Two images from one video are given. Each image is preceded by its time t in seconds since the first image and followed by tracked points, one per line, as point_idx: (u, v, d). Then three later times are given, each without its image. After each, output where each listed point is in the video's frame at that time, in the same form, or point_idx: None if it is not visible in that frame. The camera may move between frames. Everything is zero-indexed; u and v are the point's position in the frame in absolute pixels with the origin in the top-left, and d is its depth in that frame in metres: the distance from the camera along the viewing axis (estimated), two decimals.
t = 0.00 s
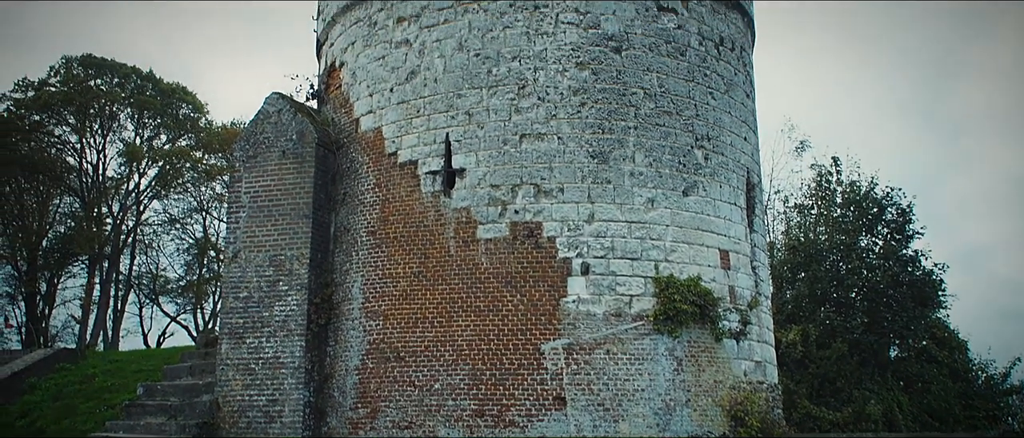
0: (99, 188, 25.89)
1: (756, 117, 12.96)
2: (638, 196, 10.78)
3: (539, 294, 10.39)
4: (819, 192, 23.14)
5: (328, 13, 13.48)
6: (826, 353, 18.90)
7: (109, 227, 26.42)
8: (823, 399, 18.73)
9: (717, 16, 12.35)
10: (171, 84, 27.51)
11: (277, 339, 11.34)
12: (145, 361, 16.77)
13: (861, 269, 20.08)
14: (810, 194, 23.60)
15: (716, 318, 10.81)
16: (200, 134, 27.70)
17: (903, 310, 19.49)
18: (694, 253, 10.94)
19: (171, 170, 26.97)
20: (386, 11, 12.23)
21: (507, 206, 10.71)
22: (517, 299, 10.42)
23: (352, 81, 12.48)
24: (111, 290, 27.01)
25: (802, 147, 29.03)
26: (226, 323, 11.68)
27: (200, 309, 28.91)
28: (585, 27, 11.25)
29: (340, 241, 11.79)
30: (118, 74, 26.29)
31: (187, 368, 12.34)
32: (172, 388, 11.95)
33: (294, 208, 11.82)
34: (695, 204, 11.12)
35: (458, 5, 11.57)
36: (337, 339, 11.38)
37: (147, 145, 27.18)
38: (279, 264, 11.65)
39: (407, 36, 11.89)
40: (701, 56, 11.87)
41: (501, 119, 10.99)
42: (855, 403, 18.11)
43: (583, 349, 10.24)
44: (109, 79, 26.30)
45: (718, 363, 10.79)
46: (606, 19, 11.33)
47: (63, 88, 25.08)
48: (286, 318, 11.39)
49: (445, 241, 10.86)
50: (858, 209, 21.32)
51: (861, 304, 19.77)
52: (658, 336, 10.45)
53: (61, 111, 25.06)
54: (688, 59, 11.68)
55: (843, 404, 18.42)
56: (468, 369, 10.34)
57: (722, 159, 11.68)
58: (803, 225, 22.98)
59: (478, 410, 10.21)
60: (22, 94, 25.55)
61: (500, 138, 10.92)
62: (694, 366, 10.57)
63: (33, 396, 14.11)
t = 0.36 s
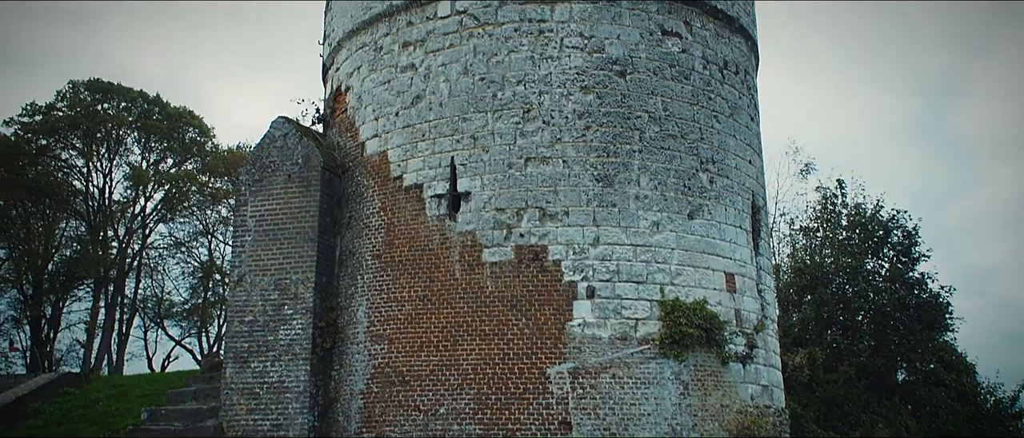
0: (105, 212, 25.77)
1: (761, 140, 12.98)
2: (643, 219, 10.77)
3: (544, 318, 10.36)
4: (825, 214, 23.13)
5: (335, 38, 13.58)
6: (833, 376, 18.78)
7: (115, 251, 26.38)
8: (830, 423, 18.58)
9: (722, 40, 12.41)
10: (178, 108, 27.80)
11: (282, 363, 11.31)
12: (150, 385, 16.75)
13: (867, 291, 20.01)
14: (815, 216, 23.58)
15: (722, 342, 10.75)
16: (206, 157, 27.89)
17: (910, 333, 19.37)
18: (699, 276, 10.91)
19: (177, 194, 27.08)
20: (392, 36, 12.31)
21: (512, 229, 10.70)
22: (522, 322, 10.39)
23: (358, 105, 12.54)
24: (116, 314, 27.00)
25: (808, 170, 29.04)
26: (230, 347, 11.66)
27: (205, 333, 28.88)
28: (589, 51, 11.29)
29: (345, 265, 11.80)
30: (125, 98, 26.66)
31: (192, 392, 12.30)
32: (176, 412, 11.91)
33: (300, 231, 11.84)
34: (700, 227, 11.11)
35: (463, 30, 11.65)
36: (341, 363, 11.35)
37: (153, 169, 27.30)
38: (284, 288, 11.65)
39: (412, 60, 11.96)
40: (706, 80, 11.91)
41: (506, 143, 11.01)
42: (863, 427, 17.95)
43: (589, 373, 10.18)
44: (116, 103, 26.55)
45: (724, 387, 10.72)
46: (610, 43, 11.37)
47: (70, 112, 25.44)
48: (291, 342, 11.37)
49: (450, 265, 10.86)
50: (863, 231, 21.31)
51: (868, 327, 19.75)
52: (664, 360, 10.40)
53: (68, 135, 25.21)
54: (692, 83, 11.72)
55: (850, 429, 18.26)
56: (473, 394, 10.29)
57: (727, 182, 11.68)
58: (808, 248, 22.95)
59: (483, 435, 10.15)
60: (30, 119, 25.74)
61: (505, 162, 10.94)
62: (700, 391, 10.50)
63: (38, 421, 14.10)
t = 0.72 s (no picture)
0: (110, 236, 25.81)
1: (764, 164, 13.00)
2: (646, 243, 10.76)
3: (548, 342, 10.32)
4: (829, 237, 23.10)
5: (339, 63, 13.66)
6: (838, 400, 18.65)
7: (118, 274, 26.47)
8: None
9: (724, 64, 12.46)
10: (183, 132, 28.03)
11: (284, 387, 11.27)
12: (152, 410, 16.69)
13: (872, 315, 19.94)
14: (819, 239, 23.56)
15: (727, 366, 10.70)
16: (210, 181, 28.07)
17: (916, 356, 19.25)
18: (703, 300, 10.88)
19: (181, 217, 27.19)
20: (396, 60, 12.39)
21: (515, 253, 10.69)
22: (526, 346, 10.35)
23: (362, 129, 12.60)
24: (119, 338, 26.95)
25: (811, 192, 29.03)
26: (233, 372, 11.62)
27: (208, 357, 28.82)
28: (592, 75, 11.33)
29: (349, 289, 11.79)
30: (130, 122, 26.82)
31: (194, 417, 12.26)
32: None
33: (303, 255, 11.84)
34: (704, 250, 11.10)
35: (466, 55, 11.71)
36: (345, 388, 11.31)
37: (157, 193, 27.39)
38: (287, 312, 11.63)
39: (416, 84, 12.01)
40: (708, 103, 11.95)
41: (510, 167, 11.03)
42: None
43: (593, 398, 10.13)
44: (121, 127, 26.70)
45: (729, 411, 10.65)
46: (613, 67, 11.42)
47: (75, 137, 25.61)
48: (294, 366, 11.33)
49: (454, 288, 10.84)
50: (867, 254, 21.27)
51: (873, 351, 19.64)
52: (669, 384, 10.34)
53: (72, 159, 25.30)
54: (695, 106, 11.75)
55: None
56: (477, 418, 10.23)
57: (731, 205, 11.68)
58: (812, 271, 22.90)
59: None
60: (35, 143, 25.84)
61: (509, 186, 10.96)
62: (705, 415, 10.42)
63: None
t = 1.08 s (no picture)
0: (112, 261, 25.87)
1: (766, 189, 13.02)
2: (649, 268, 10.74)
3: (551, 369, 10.27)
4: (831, 262, 23.10)
5: (342, 89, 13.75)
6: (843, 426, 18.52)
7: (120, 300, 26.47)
8: None
9: (726, 90, 12.52)
10: (185, 158, 28.21)
11: (285, 415, 11.21)
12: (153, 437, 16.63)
13: (875, 340, 19.87)
14: (822, 264, 23.55)
15: (731, 392, 10.63)
16: (212, 206, 28.10)
17: (921, 381, 19.12)
18: (707, 326, 10.84)
19: (184, 243, 27.25)
20: (399, 87, 12.45)
21: (518, 279, 10.67)
22: (529, 373, 10.30)
23: (365, 155, 12.65)
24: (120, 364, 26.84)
25: (814, 217, 29.02)
26: (234, 399, 11.59)
27: (209, 383, 28.70)
28: (594, 101, 11.37)
29: (351, 315, 11.77)
30: (133, 148, 27.02)
31: None
32: None
33: (306, 281, 11.84)
34: (707, 276, 11.08)
35: (469, 81, 11.76)
36: (346, 415, 11.25)
37: (160, 218, 27.46)
38: (289, 338, 11.60)
39: (418, 111, 12.07)
40: (710, 129, 11.99)
41: (512, 193, 11.04)
42: None
43: (596, 424, 10.06)
44: (124, 152, 26.94)
45: None
46: (615, 93, 11.46)
47: (79, 163, 25.77)
48: (295, 393, 11.28)
49: (456, 315, 10.82)
50: (870, 279, 21.24)
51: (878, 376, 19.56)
52: (672, 411, 10.28)
53: (76, 185, 25.35)
54: (696, 132, 11.79)
55: None
56: None
57: (733, 231, 11.69)
58: (815, 296, 22.86)
59: None
60: (39, 169, 25.90)
61: (511, 212, 10.96)
62: None
63: None
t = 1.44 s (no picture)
0: (113, 288, 26.09)
1: (768, 218, 13.03)
2: (651, 297, 10.71)
3: (552, 398, 10.20)
4: (834, 290, 23.10)
5: (345, 118, 13.83)
6: None
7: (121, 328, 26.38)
8: None
9: (726, 119, 12.57)
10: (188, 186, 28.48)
11: None
12: None
13: (879, 369, 19.79)
14: (824, 292, 23.55)
15: (734, 422, 10.55)
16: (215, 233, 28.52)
17: (926, 411, 18.98)
18: (709, 355, 10.79)
19: (185, 271, 27.32)
20: (401, 116, 12.51)
21: (519, 307, 10.63)
22: (530, 402, 10.24)
23: (367, 183, 12.69)
24: (120, 392, 26.60)
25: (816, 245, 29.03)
26: (234, 428, 11.51)
27: (209, 412, 28.51)
28: (596, 130, 11.40)
29: (352, 344, 11.75)
30: (136, 176, 27.29)
31: None
32: None
33: (306, 309, 11.82)
34: (709, 305, 11.05)
35: (471, 110, 11.82)
36: None
37: (161, 245, 27.47)
38: (289, 367, 11.55)
39: (421, 140, 12.11)
40: (711, 158, 12.02)
41: (514, 221, 11.05)
42: None
43: None
44: (127, 180, 27.17)
45: None
46: (616, 122, 11.51)
47: (81, 191, 25.88)
48: (295, 422, 11.21)
49: (457, 343, 10.78)
50: (873, 307, 21.32)
51: (882, 405, 19.41)
52: None
53: (78, 212, 25.53)
54: (698, 161, 11.82)
55: None
56: None
57: (735, 259, 11.68)
58: (818, 324, 22.81)
59: None
60: (41, 197, 25.97)
61: (513, 240, 10.95)
62: None
63: None
